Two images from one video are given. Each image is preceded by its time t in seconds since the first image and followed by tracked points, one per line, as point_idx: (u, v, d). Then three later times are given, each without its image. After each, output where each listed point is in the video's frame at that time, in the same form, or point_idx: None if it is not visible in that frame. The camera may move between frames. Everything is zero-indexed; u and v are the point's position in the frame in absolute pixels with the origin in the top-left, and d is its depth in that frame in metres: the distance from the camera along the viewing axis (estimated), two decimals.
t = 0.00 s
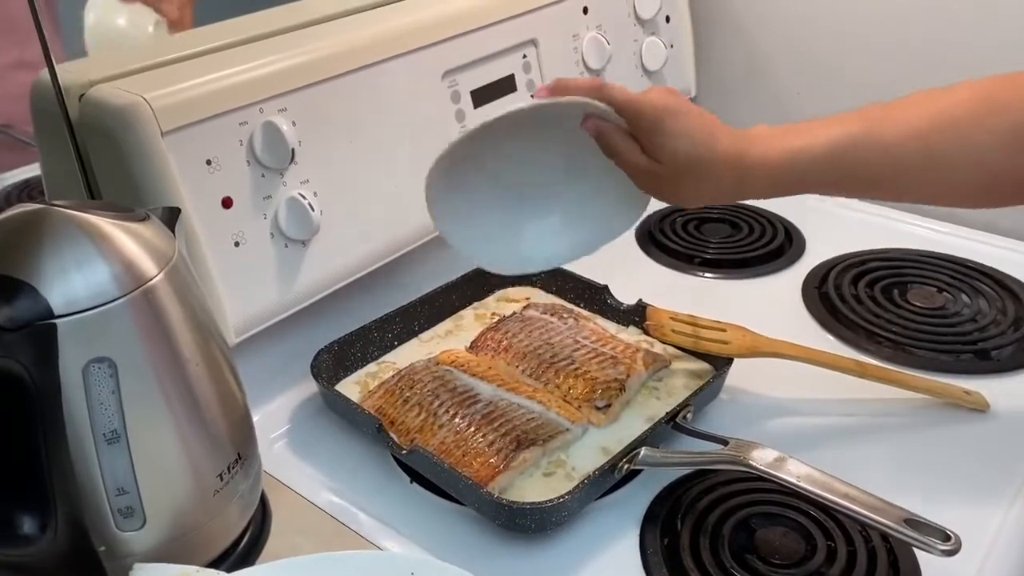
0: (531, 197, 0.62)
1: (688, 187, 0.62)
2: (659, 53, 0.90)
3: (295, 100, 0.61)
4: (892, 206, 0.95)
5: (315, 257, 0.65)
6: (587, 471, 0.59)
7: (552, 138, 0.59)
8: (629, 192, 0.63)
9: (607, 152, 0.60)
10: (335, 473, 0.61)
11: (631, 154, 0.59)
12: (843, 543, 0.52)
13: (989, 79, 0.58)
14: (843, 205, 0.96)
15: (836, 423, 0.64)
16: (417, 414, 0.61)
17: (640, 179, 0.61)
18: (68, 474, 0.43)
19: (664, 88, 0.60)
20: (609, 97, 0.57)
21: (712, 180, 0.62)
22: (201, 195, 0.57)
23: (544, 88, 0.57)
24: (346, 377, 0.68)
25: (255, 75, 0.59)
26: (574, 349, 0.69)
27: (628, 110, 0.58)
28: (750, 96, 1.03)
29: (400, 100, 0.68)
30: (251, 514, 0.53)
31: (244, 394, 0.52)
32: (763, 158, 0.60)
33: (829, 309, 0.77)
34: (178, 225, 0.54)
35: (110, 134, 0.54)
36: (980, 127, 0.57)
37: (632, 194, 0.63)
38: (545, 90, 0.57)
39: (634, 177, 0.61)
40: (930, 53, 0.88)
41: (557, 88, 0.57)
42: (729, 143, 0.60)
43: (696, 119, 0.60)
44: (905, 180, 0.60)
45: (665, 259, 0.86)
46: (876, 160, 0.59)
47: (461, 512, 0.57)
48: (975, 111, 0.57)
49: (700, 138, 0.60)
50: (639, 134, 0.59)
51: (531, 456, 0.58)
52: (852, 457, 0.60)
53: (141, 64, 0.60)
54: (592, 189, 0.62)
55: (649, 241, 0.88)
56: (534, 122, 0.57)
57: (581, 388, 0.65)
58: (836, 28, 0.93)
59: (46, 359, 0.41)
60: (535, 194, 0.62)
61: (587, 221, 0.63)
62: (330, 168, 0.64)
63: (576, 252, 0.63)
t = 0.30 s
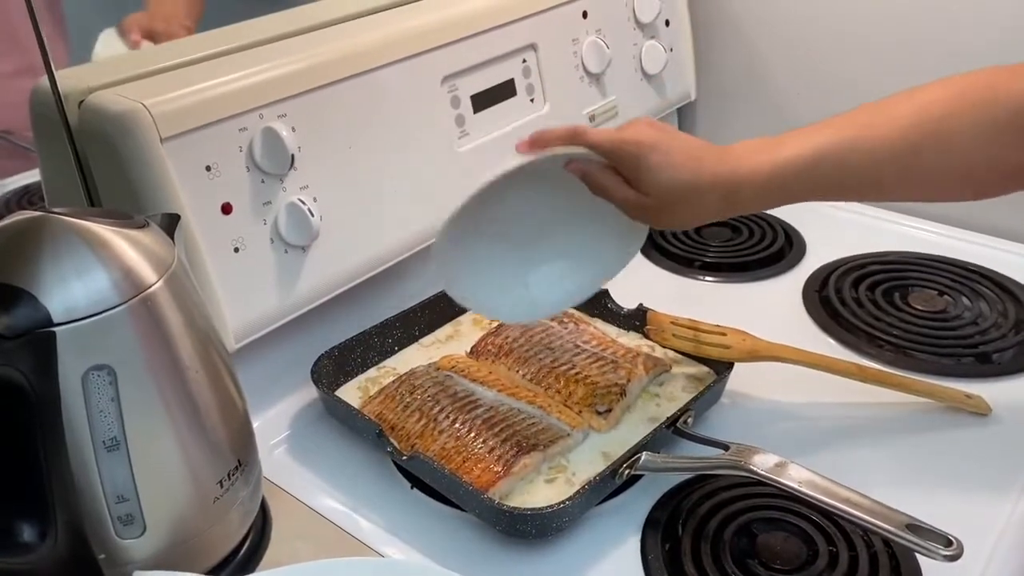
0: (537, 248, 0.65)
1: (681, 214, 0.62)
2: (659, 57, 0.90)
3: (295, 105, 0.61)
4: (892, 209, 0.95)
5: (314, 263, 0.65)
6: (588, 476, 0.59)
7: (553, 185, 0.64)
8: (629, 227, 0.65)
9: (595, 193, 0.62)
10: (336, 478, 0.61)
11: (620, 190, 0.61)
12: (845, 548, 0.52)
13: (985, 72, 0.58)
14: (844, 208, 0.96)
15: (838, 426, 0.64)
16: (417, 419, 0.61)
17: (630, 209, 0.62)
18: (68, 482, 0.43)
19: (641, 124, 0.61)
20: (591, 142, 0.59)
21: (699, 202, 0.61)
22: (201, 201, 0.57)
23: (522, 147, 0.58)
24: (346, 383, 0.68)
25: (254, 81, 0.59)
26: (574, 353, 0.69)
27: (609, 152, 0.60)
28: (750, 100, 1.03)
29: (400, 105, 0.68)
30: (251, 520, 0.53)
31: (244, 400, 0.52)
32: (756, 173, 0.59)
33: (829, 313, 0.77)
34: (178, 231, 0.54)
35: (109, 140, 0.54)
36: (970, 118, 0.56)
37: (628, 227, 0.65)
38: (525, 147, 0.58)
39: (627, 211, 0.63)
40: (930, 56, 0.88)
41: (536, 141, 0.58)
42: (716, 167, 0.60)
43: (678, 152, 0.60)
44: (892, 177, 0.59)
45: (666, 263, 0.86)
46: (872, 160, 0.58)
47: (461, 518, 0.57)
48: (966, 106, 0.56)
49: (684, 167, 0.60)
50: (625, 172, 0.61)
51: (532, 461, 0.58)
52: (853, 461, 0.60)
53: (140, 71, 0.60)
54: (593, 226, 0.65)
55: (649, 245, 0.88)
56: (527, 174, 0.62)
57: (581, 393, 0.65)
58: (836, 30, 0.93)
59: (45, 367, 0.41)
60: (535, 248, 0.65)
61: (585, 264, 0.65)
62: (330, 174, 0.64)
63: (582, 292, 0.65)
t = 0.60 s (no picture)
0: (548, 251, 0.63)
1: (693, 224, 0.61)
2: (658, 58, 0.90)
3: (295, 107, 0.61)
4: (893, 209, 0.95)
5: (315, 265, 0.65)
6: (590, 478, 0.59)
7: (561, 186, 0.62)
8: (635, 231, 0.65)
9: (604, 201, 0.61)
10: (337, 481, 0.61)
11: (630, 199, 0.60)
12: (849, 549, 0.52)
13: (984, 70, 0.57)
14: (845, 208, 0.96)
15: (840, 426, 0.64)
16: (419, 422, 0.61)
17: (640, 217, 0.61)
18: (69, 485, 0.42)
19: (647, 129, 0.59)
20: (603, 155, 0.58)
21: (709, 207, 0.60)
22: (202, 204, 0.57)
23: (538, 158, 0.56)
24: (347, 385, 0.68)
25: (254, 83, 0.59)
26: (576, 354, 0.69)
27: (618, 163, 0.58)
28: (750, 100, 1.03)
29: (400, 107, 0.68)
30: (252, 524, 0.52)
31: (245, 403, 0.52)
32: (763, 180, 0.59)
33: (831, 313, 0.77)
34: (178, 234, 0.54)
35: (109, 143, 0.54)
36: (974, 115, 0.56)
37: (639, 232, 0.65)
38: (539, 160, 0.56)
39: (637, 219, 0.62)
40: (930, 55, 0.88)
41: (546, 153, 0.56)
42: (727, 173, 0.59)
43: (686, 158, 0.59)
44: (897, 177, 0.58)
45: (666, 264, 0.86)
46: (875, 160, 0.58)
47: (463, 520, 0.57)
48: (970, 102, 0.56)
49: (694, 176, 0.59)
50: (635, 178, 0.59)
51: (534, 463, 0.58)
52: (857, 461, 0.60)
53: (140, 73, 0.60)
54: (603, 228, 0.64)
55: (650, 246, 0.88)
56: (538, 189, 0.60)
57: (583, 394, 0.65)
58: (836, 30, 0.93)
59: (45, 370, 0.40)
60: (553, 247, 0.64)
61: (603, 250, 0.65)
62: (330, 176, 0.64)
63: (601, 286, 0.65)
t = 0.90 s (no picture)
0: (528, 206, 0.63)
1: (670, 188, 0.61)
2: (657, 57, 0.90)
3: (293, 110, 0.61)
4: (894, 207, 0.95)
5: (314, 266, 0.65)
6: (591, 480, 0.59)
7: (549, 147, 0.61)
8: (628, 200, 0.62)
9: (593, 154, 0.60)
10: (338, 484, 0.60)
11: (614, 152, 0.59)
12: (852, 549, 0.52)
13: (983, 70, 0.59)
14: (845, 207, 0.95)
15: (842, 425, 0.63)
16: (419, 423, 0.61)
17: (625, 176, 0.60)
18: (68, 490, 0.42)
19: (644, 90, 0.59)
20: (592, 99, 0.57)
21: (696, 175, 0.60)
22: (201, 206, 0.57)
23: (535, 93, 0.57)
24: (347, 387, 0.68)
25: (252, 86, 0.58)
26: (576, 355, 0.69)
27: (609, 114, 0.58)
28: (750, 99, 1.02)
29: (398, 108, 0.68)
30: (253, 527, 0.52)
31: (245, 407, 0.51)
32: (750, 155, 0.59)
33: (832, 312, 0.76)
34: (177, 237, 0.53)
35: (106, 145, 0.54)
36: (972, 113, 0.57)
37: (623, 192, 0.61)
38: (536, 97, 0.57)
39: (622, 176, 0.60)
40: (930, 53, 0.87)
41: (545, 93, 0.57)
42: (716, 144, 0.60)
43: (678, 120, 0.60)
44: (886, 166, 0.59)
45: (666, 264, 0.85)
46: (863, 149, 0.58)
47: (464, 523, 0.56)
48: (966, 100, 0.57)
49: (683, 143, 0.59)
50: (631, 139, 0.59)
51: (535, 464, 0.57)
52: (859, 461, 0.60)
53: (138, 76, 0.60)
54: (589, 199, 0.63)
55: (650, 246, 0.87)
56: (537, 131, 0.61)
57: (584, 395, 0.65)
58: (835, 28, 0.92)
59: (43, 375, 0.40)
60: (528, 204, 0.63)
61: (592, 230, 0.63)
62: (329, 178, 0.64)
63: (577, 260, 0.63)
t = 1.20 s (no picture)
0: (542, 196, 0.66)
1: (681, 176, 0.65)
2: (655, 53, 0.89)
3: (289, 107, 0.61)
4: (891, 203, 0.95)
5: (311, 264, 0.64)
6: (591, 477, 0.59)
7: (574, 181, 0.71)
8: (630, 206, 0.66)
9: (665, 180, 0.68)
10: (337, 482, 0.60)
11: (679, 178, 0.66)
12: (852, 544, 0.52)
13: None
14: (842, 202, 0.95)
15: (841, 420, 0.63)
16: (418, 421, 0.61)
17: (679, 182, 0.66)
18: (66, 490, 0.42)
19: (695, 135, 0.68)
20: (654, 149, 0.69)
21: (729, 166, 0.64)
22: (197, 205, 0.57)
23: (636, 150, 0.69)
24: (345, 386, 0.68)
25: (247, 84, 0.58)
26: (575, 352, 0.69)
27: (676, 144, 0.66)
28: (747, 95, 1.02)
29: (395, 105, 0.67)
30: (252, 526, 0.52)
31: (244, 405, 0.51)
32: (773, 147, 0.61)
33: (831, 308, 0.76)
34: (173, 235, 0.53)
35: (102, 144, 0.54)
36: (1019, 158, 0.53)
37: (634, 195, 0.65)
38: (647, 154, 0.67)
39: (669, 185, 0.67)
40: (927, 48, 0.87)
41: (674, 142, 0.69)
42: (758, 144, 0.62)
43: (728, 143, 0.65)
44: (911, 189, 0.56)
45: (664, 260, 0.85)
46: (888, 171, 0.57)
47: (463, 520, 0.56)
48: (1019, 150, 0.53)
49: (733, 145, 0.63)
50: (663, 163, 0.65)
51: (534, 461, 0.57)
52: (858, 456, 0.60)
53: (133, 74, 0.59)
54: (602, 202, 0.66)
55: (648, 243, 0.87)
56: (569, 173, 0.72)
57: (583, 392, 0.65)
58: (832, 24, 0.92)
59: (39, 375, 0.40)
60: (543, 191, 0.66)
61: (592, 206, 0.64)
62: (326, 176, 0.64)
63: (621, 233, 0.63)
